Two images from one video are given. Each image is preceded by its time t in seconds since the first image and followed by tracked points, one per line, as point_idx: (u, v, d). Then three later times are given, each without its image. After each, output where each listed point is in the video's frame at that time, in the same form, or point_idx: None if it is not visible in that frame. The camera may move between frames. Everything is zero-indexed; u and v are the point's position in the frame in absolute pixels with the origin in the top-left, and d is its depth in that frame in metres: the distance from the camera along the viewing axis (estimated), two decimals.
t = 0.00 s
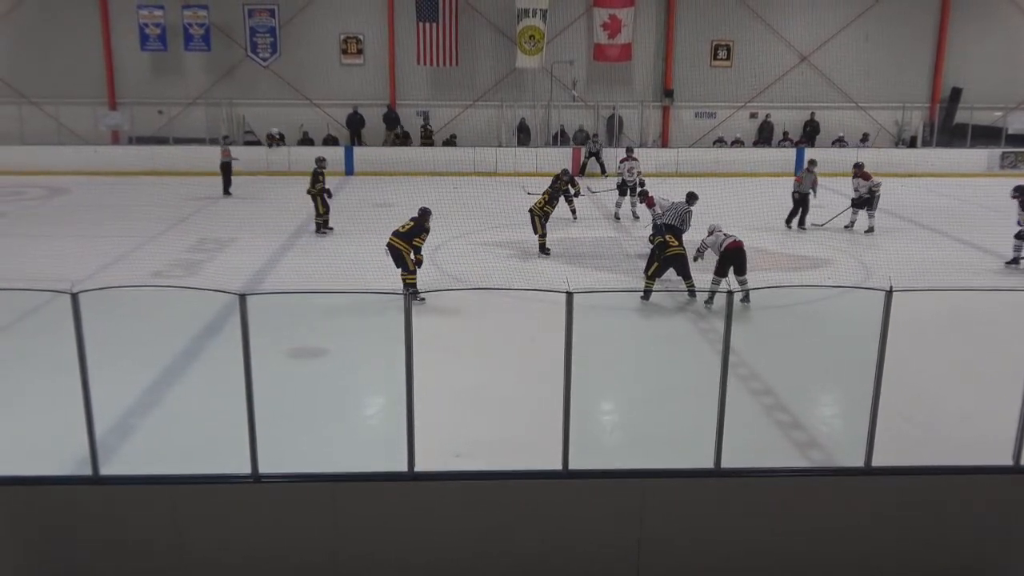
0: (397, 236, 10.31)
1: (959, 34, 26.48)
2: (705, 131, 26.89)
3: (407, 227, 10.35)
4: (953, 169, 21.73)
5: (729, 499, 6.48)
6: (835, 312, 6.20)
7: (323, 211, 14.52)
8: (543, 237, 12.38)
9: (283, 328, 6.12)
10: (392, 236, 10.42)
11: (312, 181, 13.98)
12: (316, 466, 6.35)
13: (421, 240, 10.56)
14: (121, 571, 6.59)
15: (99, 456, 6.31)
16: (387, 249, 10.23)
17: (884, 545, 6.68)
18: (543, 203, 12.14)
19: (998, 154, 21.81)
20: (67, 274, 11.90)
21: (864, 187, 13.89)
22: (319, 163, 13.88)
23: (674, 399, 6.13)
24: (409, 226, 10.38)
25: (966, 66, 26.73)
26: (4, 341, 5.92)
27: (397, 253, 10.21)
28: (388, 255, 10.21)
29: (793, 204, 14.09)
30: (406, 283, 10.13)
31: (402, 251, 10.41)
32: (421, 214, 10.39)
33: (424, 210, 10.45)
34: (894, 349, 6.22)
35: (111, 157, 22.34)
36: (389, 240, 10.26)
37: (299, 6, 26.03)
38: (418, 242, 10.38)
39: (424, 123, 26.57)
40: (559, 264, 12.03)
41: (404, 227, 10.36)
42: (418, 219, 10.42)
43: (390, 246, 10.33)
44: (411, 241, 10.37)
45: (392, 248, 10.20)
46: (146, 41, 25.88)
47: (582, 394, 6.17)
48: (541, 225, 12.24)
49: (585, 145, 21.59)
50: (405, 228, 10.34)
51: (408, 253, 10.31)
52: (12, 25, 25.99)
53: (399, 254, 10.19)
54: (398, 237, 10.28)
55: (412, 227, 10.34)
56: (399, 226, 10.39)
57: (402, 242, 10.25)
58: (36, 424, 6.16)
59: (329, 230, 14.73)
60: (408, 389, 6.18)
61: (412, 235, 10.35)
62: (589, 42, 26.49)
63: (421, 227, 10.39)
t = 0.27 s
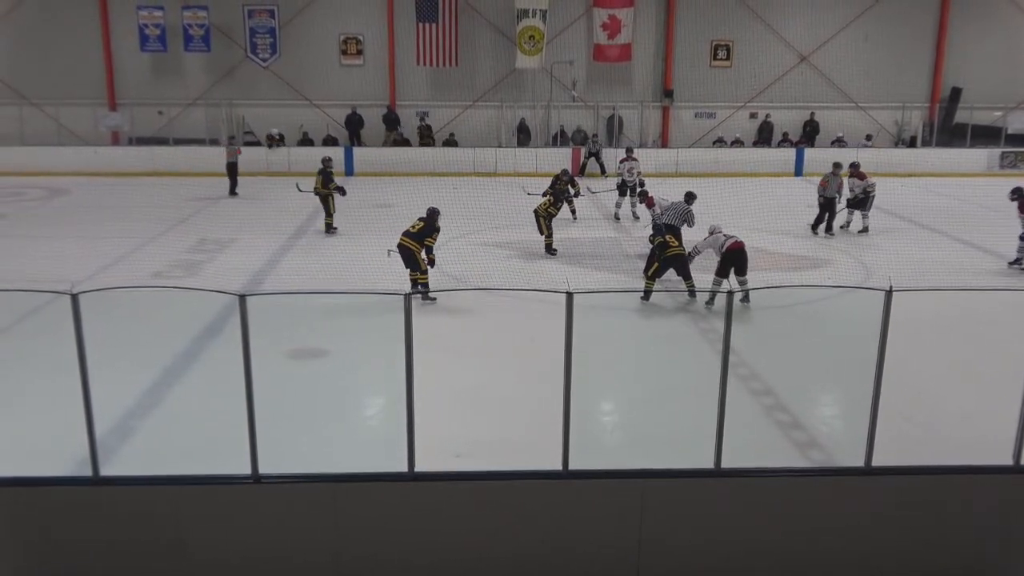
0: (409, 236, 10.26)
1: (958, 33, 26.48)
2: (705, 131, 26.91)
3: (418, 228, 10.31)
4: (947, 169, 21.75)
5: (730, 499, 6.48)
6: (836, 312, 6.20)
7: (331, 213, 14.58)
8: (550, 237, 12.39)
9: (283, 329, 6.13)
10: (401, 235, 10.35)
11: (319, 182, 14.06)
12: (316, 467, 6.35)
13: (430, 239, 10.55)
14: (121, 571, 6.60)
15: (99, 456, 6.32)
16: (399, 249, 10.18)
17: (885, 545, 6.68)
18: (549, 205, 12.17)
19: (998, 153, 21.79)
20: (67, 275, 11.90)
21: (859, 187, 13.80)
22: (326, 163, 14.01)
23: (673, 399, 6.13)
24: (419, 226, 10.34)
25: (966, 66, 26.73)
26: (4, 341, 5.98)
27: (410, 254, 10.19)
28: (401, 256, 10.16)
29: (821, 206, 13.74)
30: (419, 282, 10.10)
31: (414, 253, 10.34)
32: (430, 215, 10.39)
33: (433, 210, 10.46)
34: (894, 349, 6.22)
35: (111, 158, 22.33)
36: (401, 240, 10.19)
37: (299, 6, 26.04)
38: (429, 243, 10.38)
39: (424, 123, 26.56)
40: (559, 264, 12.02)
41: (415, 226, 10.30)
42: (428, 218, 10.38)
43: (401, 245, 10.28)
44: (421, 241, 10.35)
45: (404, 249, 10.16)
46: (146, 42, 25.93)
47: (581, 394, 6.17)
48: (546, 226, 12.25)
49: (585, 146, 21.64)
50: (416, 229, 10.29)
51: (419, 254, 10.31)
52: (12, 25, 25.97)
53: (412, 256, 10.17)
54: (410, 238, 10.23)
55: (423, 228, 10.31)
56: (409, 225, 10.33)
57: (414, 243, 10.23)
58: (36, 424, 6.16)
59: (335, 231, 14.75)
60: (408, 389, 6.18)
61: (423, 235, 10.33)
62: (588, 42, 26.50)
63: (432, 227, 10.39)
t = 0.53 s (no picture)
0: (419, 237, 10.21)
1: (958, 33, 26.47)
2: (705, 132, 26.92)
3: (426, 228, 10.27)
4: (946, 169, 21.78)
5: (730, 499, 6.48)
6: (836, 311, 6.19)
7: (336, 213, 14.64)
8: (554, 237, 12.39)
9: (283, 329, 6.13)
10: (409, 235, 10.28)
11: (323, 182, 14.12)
12: (316, 467, 6.34)
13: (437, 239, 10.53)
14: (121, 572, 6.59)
15: (98, 458, 6.32)
16: (409, 250, 10.12)
17: (885, 545, 6.68)
18: (552, 205, 12.17)
19: (997, 154, 21.87)
20: (66, 276, 11.88)
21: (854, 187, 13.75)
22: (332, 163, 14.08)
23: (673, 399, 6.12)
24: (427, 226, 10.31)
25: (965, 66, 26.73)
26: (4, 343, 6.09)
27: (420, 255, 10.15)
28: (411, 257, 10.10)
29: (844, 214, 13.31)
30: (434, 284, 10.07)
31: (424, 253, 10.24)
32: (438, 215, 10.37)
33: (440, 211, 10.44)
34: (894, 349, 6.24)
35: (110, 159, 22.31)
36: (411, 240, 10.12)
37: (298, 7, 26.04)
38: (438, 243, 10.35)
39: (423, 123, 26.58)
40: (558, 265, 12.01)
41: (423, 227, 10.26)
42: (436, 218, 10.35)
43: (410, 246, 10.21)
44: (429, 242, 10.32)
45: (415, 250, 10.11)
46: (144, 44, 26.03)
47: (581, 394, 6.16)
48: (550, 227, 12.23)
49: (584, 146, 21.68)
50: (425, 229, 10.25)
51: (429, 255, 10.27)
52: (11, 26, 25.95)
53: (422, 257, 10.13)
54: (420, 239, 10.18)
55: (432, 228, 10.28)
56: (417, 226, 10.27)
57: (425, 244, 10.19)
58: (35, 424, 6.15)
59: (338, 230, 14.76)
60: (408, 390, 6.18)
61: (432, 236, 10.30)
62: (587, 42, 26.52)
63: (439, 228, 10.38)
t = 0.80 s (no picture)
0: (423, 237, 10.21)
1: (953, 33, 26.52)
2: (702, 132, 26.94)
3: (430, 229, 10.27)
4: (944, 169, 21.82)
5: (730, 499, 6.47)
6: (832, 312, 6.20)
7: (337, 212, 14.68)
8: (555, 237, 12.41)
9: (280, 330, 6.13)
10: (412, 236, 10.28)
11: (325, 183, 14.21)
12: (314, 468, 6.34)
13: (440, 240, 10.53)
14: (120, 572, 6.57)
15: (96, 461, 6.31)
16: (413, 250, 10.11)
17: (885, 544, 6.67)
18: (553, 204, 12.19)
19: (993, 153, 21.89)
20: (63, 278, 11.86)
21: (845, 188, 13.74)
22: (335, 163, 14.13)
23: (671, 399, 6.12)
24: (431, 228, 10.31)
25: (961, 66, 26.77)
26: None
27: (424, 256, 10.15)
28: (415, 257, 10.10)
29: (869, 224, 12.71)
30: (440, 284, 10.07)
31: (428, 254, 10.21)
32: (441, 215, 10.38)
33: (445, 211, 10.46)
34: (890, 349, 6.26)
35: (108, 160, 22.28)
36: (413, 240, 10.12)
37: (295, 7, 26.04)
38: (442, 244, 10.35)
39: (419, 124, 26.57)
40: (555, 266, 12.01)
41: (427, 227, 10.26)
42: (439, 219, 10.37)
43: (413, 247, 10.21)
44: (433, 243, 10.33)
45: (419, 250, 10.10)
46: (141, 45, 25.95)
47: (579, 395, 6.16)
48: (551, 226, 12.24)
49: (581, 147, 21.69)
50: (429, 230, 10.26)
51: (434, 255, 10.26)
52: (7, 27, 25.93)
53: (427, 257, 10.13)
54: (424, 239, 10.18)
55: (436, 229, 10.28)
56: (421, 227, 10.28)
57: (429, 244, 10.19)
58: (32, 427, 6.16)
59: (341, 231, 14.80)
60: (405, 391, 6.17)
61: (436, 237, 10.31)
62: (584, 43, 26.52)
63: (443, 228, 10.38)
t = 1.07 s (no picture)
0: (422, 237, 10.21)
1: (949, 34, 26.56)
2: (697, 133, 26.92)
3: (430, 229, 10.26)
4: (934, 170, 21.91)
5: (727, 499, 6.47)
6: (828, 312, 6.25)
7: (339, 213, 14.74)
8: (553, 238, 12.40)
9: (278, 329, 6.15)
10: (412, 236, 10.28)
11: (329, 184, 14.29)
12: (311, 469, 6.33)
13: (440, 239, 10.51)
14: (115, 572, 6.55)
15: (91, 461, 6.29)
16: (413, 250, 10.13)
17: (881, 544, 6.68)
18: (551, 206, 12.16)
19: (989, 154, 21.83)
20: (58, 279, 11.83)
21: (838, 189, 13.72)
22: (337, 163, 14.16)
23: (668, 399, 6.13)
24: (431, 228, 10.30)
25: (957, 67, 26.81)
26: None
27: (425, 255, 10.17)
28: (415, 258, 10.11)
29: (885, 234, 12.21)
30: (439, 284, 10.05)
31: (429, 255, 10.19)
32: (439, 215, 10.37)
33: (443, 211, 10.43)
34: (888, 349, 6.23)
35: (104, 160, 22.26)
36: (413, 240, 10.11)
37: (292, 7, 26.06)
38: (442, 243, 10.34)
39: (416, 124, 26.58)
40: (551, 266, 12.01)
41: (426, 227, 10.25)
42: (438, 219, 10.34)
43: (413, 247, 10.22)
44: (433, 242, 10.32)
45: (418, 250, 10.11)
46: (137, 44, 25.85)
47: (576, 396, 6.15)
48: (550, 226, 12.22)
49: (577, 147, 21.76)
50: (429, 230, 10.25)
51: (434, 255, 10.27)
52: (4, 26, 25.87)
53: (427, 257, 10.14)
54: (424, 239, 10.18)
55: (435, 229, 10.27)
56: (420, 227, 10.27)
57: (429, 244, 10.19)
58: (28, 426, 6.15)
59: (341, 231, 14.85)
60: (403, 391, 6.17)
61: (436, 236, 10.30)
62: (580, 44, 26.52)
63: (442, 228, 10.36)
